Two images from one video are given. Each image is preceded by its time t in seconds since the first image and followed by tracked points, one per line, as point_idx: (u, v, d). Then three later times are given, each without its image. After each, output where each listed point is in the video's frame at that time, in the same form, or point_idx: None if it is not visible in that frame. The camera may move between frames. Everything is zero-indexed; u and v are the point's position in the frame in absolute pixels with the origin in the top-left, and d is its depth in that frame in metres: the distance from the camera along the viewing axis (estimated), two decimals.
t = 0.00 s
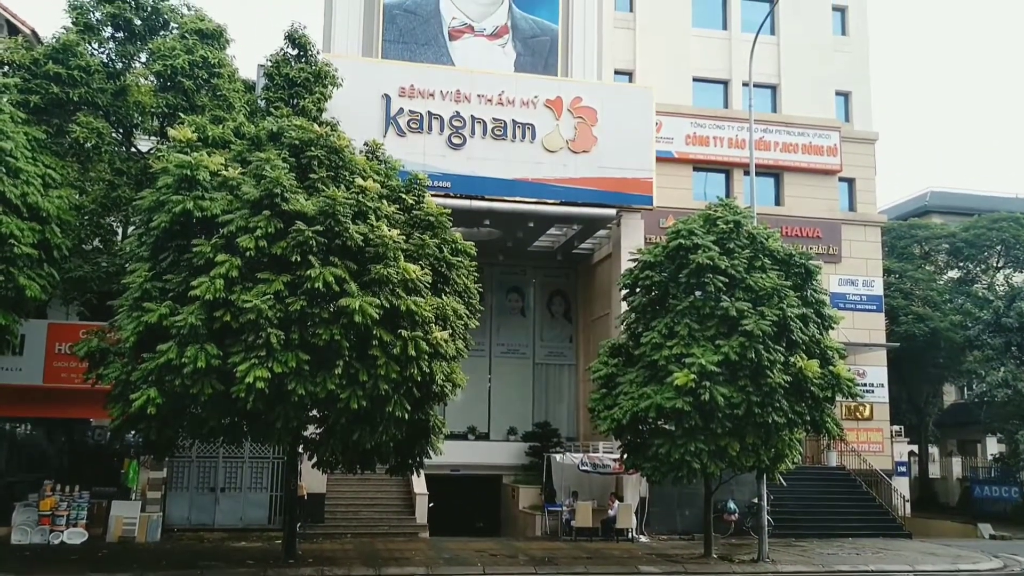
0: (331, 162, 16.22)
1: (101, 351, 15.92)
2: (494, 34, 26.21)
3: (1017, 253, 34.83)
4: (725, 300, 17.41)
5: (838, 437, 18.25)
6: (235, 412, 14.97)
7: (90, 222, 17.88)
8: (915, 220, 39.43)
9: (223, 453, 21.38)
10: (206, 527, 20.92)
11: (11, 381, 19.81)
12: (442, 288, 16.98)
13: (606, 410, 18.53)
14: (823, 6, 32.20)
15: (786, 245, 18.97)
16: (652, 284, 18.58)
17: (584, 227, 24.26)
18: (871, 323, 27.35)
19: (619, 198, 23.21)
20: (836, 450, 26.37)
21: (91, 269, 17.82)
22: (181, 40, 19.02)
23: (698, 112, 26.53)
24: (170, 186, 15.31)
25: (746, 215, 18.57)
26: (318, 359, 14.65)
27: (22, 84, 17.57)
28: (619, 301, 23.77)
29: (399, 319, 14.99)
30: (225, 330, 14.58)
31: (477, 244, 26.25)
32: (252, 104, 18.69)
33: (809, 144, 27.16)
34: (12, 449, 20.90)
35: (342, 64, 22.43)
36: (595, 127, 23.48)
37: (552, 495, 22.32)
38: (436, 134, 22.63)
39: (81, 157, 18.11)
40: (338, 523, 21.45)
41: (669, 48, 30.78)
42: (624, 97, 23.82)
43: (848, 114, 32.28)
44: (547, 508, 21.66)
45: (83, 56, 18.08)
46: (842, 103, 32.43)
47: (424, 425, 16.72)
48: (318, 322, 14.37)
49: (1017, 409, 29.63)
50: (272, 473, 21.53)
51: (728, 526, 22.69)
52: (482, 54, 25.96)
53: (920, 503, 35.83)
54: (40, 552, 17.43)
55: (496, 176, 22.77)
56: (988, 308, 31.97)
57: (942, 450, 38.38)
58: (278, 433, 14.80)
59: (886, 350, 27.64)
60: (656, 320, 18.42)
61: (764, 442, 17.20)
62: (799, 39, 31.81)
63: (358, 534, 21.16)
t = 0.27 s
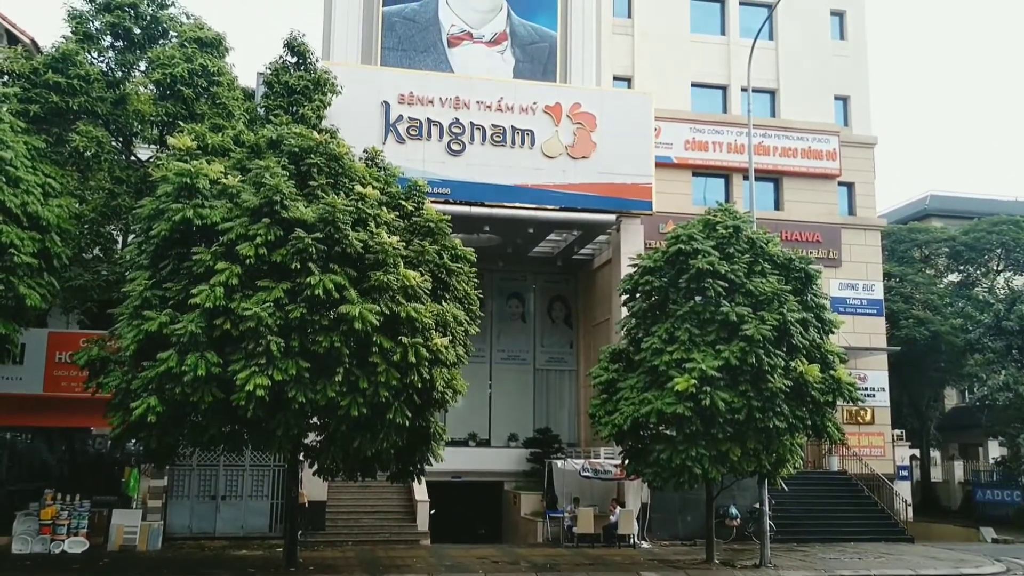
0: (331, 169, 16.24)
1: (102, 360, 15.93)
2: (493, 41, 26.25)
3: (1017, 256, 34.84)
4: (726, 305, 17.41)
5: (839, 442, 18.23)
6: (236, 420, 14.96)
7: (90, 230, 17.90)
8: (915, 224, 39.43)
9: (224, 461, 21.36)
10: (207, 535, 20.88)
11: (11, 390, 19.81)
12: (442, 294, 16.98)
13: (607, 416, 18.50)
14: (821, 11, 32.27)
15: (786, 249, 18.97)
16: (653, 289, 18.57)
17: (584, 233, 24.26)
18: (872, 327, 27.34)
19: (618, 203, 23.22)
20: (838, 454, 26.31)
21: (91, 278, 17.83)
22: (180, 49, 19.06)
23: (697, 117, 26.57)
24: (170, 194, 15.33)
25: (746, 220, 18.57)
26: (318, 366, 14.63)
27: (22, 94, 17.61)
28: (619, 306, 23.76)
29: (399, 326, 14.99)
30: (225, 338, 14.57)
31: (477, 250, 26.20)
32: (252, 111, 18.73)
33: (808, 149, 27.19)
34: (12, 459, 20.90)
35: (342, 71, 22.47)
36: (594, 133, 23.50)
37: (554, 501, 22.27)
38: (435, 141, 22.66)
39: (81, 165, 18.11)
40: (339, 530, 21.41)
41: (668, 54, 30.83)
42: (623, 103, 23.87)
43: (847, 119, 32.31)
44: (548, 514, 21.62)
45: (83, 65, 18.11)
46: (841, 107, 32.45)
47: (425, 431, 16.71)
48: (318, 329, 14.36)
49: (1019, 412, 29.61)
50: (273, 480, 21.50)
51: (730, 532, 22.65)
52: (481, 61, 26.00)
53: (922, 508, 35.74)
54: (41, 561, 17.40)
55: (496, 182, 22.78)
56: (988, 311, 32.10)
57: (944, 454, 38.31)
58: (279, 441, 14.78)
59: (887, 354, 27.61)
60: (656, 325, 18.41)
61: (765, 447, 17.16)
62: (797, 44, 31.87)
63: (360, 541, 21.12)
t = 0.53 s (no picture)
0: (330, 178, 16.25)
1: (101, 370, 15.95)
2: (491, 50, 26.30)
3: (1016, 262, 34.88)
4: (725, 312, 17.39)
5: (840, 449, 18.21)
6: (235, 429, 14.93)
7: (89, 241, 17.91)
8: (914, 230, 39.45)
9: (223, 471, 21.31)
10: (207, 545, 20.83)
11: (10, 401, 19.77)
12: (442, 302, 16.97)
13: (607, 424, 18.47)
14: (818, 18, 32.36)
15: (785, 256, 18.98)
16: (652, 296, 18.57)
17: (583, 241, 24.27)
18: (871, 334, 27.32)
19: (617, 211, 23.24)
20: (838, 461, 26.23)
21: (90, 288, 17.82)
22: (179, 59, 19.09)
23: (695, 125, 26.61)
24: (169, 204, 15.34)
25: (745, 227, 18.57)
26: (318, 375, 14.61)
27: (21, 105, 17.66)
28: (619, 314, 23.76)
29: (398, 334, 14.99)
30: (224, 348, 14.55)
31: (476, 258, 26.19)
32: (251, 121, 18.77)
33: (807, 156, 27.23)
34: (12, 469, 20.88)
35: (340, 81, 22.51)
36: (593, 141, 23.54)
37: (555, 510, 22.22)
38: (434, 150, 22.68)
39: (81, 176, 18.12)
40: (339, 540, 21.37)
41: (666, 62, 30.90)
42: (622, 111, 23.91)
43: (845, 126, 32.36)
44: (549, 523, 21.57)
45: (82, 76, 18.15)
46: (839, 114, 32.52)
47: (424, 440, 16.68)
48: (318, 338, 14.34)
49: (1019, 418, 29.59)
50: (273, 490, 21.45)
51: (731, 540, 22.60)
52: (479, 69, 26.05)
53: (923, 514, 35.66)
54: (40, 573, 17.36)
55: (495, 191, 22.79)
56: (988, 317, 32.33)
57: (945, 461, 38.22)
58: (278, 451, 14.75)
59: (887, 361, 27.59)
60: (656, 333, 18.40)
61: (765, 454, 17.11)
62: (795, 51, 31.94)
63: (360, 551, 21.08)
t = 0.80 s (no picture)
0: (328, 189, 16.26)
1: (99, 383, 15.96)
2: (489, 61, 26.34)
3: (1016, 270, 34.89)
4: (725, 322, 17.35)
5: (841, 458, 18.16)
6: (235, 442, 14.88)
7: (87, 254, 17.89)
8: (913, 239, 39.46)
9: (223, 484, 21.24)
10: (206, 558, 20.74)
11: (9, 414, 19.68)
12: (441, 313, 16.95)
13: (607, 435, 18.43)
14: (815, 28, 32.46)
15: (784, 265, 18.97)
16: (651, 306, 18.55)
17: (582, 250, 24.26)
18: (871, 343, 27.27)
19: (616, 220, 23.25)
20: (840, 470, 26.16)
21: (89, 301, 17.78)
22: (177, 71, 19.11)
23: (693, 134, 26.64)
24: (167, 216, 15.33)
25: (744, 236, 18.56)
26: (317, 387, 14.56)
27: (20, 118, 17.68)
28: (618, 324, 23.73)
29: (398, 345, 14.96)
30: (223, 360, 14.52)
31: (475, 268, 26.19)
32: (249, 133, 18.78)
33: (805, 164, 27.26)
34: (10, 483, 20.82)
35: (339, 93, 22.54)
36: (591, 151, 23.56)
37: (555, 521, 22.13)
38: (432, 161, 22.70)
39: (79, 189, 18.12)
40: (339, 553, 21.29)
41: (663, 72, 30.96)
42: (620, 120, 23.95)
43: (843, 135, 32.40)
44: (549, 534, 21.48)
45: (81, 88, 18.17)
46: (837, 123, 32.58)
47: (424, 451, 16.64)
48: (317, 349, 14.29)
49: (1020, 426, 29.54)
50: (272, 503, 21.38)
51: (732, 550, 22.52)
52: (477, 81, 26.10)
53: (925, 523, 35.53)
54: None
55: (493, 201, 22.80)
56: (988, 325, 31.98)
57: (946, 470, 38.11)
58: (278, 463, 14.70)
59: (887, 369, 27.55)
60: (656, 343, 18.36)
61: (767, 464, 17.05)
62: (793, 60, 32.01)
63: (359, 564, 21.00)
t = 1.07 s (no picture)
0: (327, 200, 16.28)
1: (99, 395, 15.96)
2: (488, 71, 26.40)
3: (1015, 277, 34.92)
4: (725, 330, 17.34)
5: (842, 466, 18.12)
6: (234, 453, 14.85)
7: (86, 265, 17.87)
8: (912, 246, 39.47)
9: (222, 495, 21.17)
10: (205, 570, 20.65)
11: (7, 426, 19.62)
12: (441, 323, 16.94)
13: (607, 444, 18.39)
14: (813, 37, 32.55)
15: (783, 273, 18.98)
16: (651, 315, 18.54)
17: (582, 259, 24.26)
18: (871, 351, 27.25)
19: (615, 230, 23.26)
20: (840, 479, 26.13)
21: (88, 312, 17.70)
22: (177, 83, 19.15)
23: (692, 143, 26.69)
24: (167, 228, 15.34)
25: (743, 245, 18.56)
26: (316, 397, 14.52)
27: (19, 130, 17.70)
28: (618, 333, 23.71)
29: (397, 355, 14.94)
30: (222, 371, 14.49)
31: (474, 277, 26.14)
32: (249, 144, 18.80)
33: (804, 173, 27.30)
34: (9, 495, 20.77)
35: (338, 103, 22.59)
36: (590, 160, 23.59)
37: (556, 531, 22.09)
38: (431, 171, 22.73)
39: (79, 201, 18.11)
40: (338, 564, 21.20)
41: (661, 81, 31.03)
42: (618, 130, 23.99)
43: (842, 143, 32.46)
44: (550, 544, 21.29)
45: (80, 100, 18.20)
46: (836, 132, 32.64)
47: (424, 462, 16.59)
48: (316, 360, 14.26)
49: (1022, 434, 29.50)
50: (272, 514, 21.32)
51: (734, 559, 22.42)
52: (476, 91, 26.15)
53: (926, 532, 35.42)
54: None
55: (493, 211, 22.81)
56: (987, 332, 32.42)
57: (947, 478, 38.02)
58: (277, 475, 14.66)
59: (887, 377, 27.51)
60: (656, 352, 18.32)
61: (767, 473, 17.01)
62: (791, 69, 32.08)
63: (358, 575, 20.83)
